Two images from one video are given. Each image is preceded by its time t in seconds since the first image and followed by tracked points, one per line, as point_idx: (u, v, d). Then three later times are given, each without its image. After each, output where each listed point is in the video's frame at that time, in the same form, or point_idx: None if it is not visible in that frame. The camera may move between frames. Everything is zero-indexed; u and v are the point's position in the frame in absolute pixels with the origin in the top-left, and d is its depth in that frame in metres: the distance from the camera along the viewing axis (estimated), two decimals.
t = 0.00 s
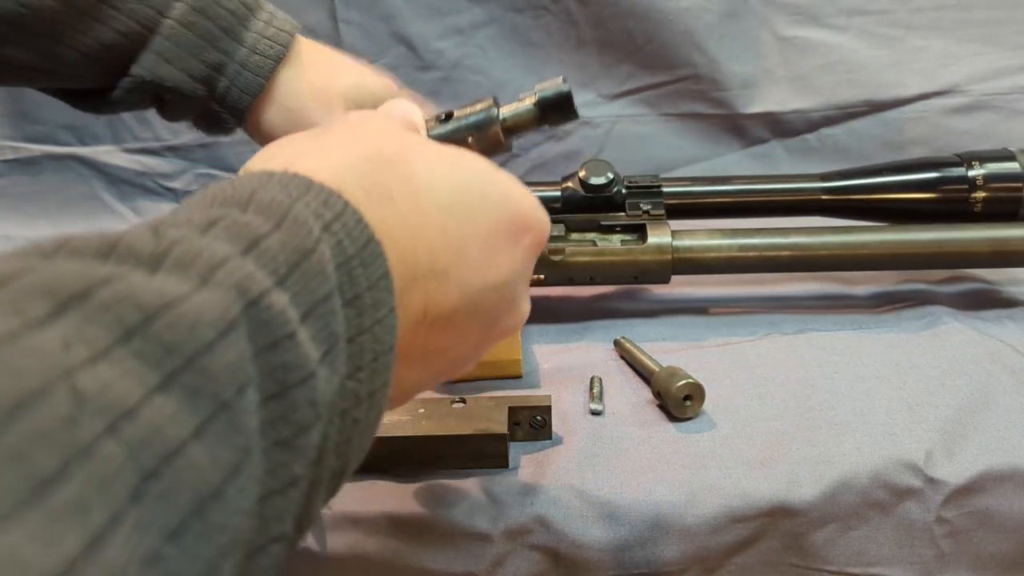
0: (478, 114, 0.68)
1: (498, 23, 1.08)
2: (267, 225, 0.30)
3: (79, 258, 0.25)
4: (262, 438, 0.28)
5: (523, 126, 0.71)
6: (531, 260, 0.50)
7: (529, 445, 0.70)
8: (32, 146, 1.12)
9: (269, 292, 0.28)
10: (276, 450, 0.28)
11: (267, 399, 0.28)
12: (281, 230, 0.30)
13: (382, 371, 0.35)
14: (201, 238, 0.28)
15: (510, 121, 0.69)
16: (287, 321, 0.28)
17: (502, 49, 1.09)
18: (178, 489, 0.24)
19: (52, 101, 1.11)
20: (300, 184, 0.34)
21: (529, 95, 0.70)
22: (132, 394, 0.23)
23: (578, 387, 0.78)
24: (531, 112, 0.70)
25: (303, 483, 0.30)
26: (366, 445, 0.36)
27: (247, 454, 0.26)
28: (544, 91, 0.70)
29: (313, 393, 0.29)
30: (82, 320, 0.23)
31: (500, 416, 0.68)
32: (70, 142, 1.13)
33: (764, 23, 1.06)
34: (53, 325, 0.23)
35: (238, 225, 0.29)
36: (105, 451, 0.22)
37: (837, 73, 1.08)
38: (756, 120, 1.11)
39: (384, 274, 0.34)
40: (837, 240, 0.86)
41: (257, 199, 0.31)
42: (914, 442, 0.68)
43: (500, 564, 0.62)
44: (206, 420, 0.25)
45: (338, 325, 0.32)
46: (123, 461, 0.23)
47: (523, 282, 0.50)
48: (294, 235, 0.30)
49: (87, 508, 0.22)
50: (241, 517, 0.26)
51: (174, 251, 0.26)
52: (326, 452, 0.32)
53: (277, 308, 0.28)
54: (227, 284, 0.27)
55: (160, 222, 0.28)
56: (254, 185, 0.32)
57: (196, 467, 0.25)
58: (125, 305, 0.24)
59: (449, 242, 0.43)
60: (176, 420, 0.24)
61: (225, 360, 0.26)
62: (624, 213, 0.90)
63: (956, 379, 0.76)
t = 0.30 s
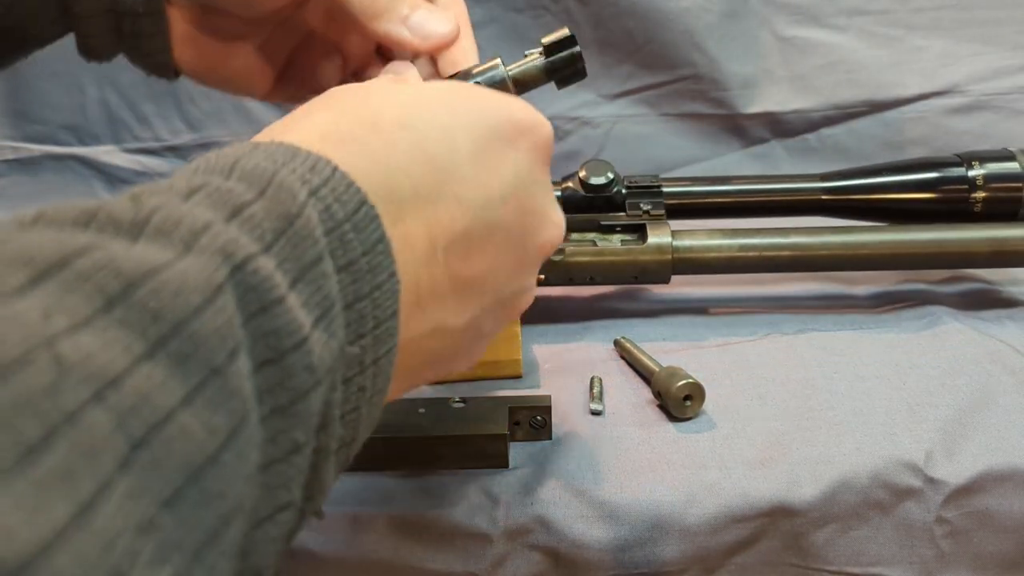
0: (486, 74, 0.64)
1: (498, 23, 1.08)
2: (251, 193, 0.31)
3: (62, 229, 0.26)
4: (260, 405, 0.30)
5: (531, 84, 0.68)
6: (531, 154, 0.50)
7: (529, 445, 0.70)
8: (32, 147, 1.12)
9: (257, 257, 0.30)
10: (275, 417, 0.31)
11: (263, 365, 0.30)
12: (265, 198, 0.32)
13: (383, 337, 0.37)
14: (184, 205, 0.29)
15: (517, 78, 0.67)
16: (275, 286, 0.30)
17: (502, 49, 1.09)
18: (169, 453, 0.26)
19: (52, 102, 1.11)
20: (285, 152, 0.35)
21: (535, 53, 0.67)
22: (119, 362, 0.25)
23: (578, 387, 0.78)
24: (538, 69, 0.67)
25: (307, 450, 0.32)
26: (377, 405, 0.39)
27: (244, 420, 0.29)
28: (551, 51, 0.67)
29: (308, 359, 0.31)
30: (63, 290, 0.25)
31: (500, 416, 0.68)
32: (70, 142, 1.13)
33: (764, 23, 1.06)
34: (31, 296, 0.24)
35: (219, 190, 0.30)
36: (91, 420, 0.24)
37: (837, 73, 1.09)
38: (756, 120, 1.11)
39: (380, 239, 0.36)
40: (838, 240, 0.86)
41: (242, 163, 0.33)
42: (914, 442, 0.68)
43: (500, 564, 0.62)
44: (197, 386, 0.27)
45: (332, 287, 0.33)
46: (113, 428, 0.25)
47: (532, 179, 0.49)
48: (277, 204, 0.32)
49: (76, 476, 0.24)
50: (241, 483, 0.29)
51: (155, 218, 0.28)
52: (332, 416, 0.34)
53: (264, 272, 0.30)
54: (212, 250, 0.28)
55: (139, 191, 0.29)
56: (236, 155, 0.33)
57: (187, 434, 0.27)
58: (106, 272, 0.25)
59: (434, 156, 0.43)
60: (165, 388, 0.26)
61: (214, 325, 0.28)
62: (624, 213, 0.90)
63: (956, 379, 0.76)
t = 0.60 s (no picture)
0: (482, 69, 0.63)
1: (498, 23, 1.08)
2: (240, 223, 0.30)
3: (47, 264, 0.26)
4: (251, 442, 0.30)
5: (520, 76, 0.67)
6: (517, 139, 0.50)
7: (529, 445, 0.70)
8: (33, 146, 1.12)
9: (245, 293, 0.29)
10: (267, 452, 0.31)
11: (253, 401, 0.30)
12: (255, 227, 0.31)
13: (382, 362, 0.36)
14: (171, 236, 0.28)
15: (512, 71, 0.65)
16: (264, 320, 0.29)
17: (502, 49, 1.09)
18: (157, 497, 0.26)
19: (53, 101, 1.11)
20: (276, 175, 0.34)
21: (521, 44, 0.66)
22: (104, 408, 0.25)
23: (578, 387, 0.78)
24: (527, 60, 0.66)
25: (301, 483, 0.32)
26: (377, 425, 0.38)
27: (232, 461, 0.28)
28: (537, 41, 0.66)
29: (300, 392, 0.31)
30: (49, 332, 0.24)
31: (500, 416, 0.68)
32: (71, 142, 1.13)
33: (764, 23, 1.06)
34: (12, 341, 0.24)
35: (209, 219, 0.29)
36: (75, 470, 0.24)
37: (837, 73, 1.08)
38: (756, 120, 1.11)
39: (375, 261, 0.36)
40: (838, 240, 0.86)
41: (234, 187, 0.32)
42: (914, 442, 0.68)
43: (500, 564, 0.63)
44: (183, 428, 0.26)
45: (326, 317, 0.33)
46: (96, 476, 0.24)
47: (519, 170, 0.50)
48: (266, 234, 0.31)
49: (59, 527, 0.23)
50: (231, 525, 0.28)
51: (144, 251, 0.27)
52: (331, 445, 0.34)
53: (253, 305, 0.29)
54: (201, 284, 0.27)
55: (132, 218, 0.28)
56: (229, 176, 0.33)
57: (174, 478, 0.26)
58: (92, 311, 0.25)
59: (417, 153, 0.43)
60: (151, 432, 0.26)
61: (201, 362, 0.27)
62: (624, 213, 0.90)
63: (956, 380, 0.76)
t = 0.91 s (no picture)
0: (480, 66, 0.60)
1: (498, 23, 1.07)
2: (246, 329, 0.31)
3: (42, 386, 0.25)
4: None
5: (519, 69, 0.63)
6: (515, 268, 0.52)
7: (529, 445, 0.70)
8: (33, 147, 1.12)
9: (243, 420, 0.29)
10: None
11: (236, 534, 0.28)
12: (259, 335, 0.31)
13: (366, 468, 0.37)
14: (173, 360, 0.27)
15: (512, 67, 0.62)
16: (261, 448, 0.29)
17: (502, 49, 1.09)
18: None
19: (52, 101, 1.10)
20: (290, 267, 0.35)
21: (515, 36, 0.62)
22: (82, 561, 0.23)
23: (578, 387, 0.78)
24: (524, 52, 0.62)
25: None
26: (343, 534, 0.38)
27: None
28: (532, 31, 0.62)
29: (287, 524, 0.30)
30: (40, 473, 0.24)
31: (500, 417, 0.68)
32: (71, 142, 1.13)
33: (764, 23, 1.06)
34: (8, 479, 0.23)
35: (214, 328, 0.29)
36: None
37: (837, 73, 1.08)
38: (756, 120, 1.11)
39: (366, 369, 0.36)
40: (838, 240, 0.86)
41: (240, 295, 0.32)
42: (914, 442, 0.68)
43: (500, 564, 0.63)
44: None
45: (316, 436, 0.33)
46: None
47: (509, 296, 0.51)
48: (269, 345, 0.31)
49: None
50: None
51: (143, 375, 0.26)
52: (308, 562, 0.34)
53: (250, 435, 0.28)
54: (197, 416, 0.27)
55: (134, 323, 0.27)
56: (238, 272, 0.33)
57: None
58: (89, 445, 0.24)
59: (425, 288, 0.44)
60: None
61: (185, 511, 0.26)
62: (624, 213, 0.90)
63: (956, 380, 0.76)
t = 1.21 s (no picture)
0: (475, 69, 0.61)
1: (498, 23, 1.07)
2: (222, 323, 0.32)
3: (19, 378, 0.26)
4: (203, 564, 0.30)
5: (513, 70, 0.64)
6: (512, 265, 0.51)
7: (529, 445, 0.70)
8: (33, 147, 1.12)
9: (217, 411, 0.30)
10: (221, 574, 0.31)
11: (212, 522, 0.30)
12: (235, 328, 0.32)
13: (345, 457, 0.38)
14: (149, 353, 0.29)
15: (505, 66, 0.62)
16: (235, 441, 0.30)
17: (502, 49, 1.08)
18: None
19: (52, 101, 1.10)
20: (267, 260, 0.36)
21: (505, 38, 0.62)
22: (54, 552, 0.25)
23: (579, 387, 0.78)
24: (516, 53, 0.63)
25: None
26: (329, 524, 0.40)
27: None
28: (521, 32, 0.63)
29: (262, 513, 0.31)
30: (14, 464, 0.25)
31: (500, 416, 0.68)
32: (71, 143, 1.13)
33: (764, 23, 1.06)
34: None
35: (190, 321, 0.31)
36: None
37: (837, 73, 1.08)
38: (756, 120, 1.11)
39: (345, 362, 0.38)
40: (838, 240, 0.86)
41: (219, 287, 0.33)
42: (914, 442, 0.68)
43: (500, 564, 0.63)
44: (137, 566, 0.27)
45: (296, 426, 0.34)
46: None
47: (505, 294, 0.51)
48: (246, 337, 0.33)
49: None
50: None
51: (118, 368, 0.28)
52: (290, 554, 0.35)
53: (225, 427, 0.30)
54: (171, 407, 0.28)
55: (110, 317, 0.29)
56: (217, 264, 0.34)
57: None
58: (61, 438, 0.26)
59: (410, 288, 0.44)
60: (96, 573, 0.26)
61: (161, 501, 0.28)
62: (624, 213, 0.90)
63: (956, 379, 0.76)
